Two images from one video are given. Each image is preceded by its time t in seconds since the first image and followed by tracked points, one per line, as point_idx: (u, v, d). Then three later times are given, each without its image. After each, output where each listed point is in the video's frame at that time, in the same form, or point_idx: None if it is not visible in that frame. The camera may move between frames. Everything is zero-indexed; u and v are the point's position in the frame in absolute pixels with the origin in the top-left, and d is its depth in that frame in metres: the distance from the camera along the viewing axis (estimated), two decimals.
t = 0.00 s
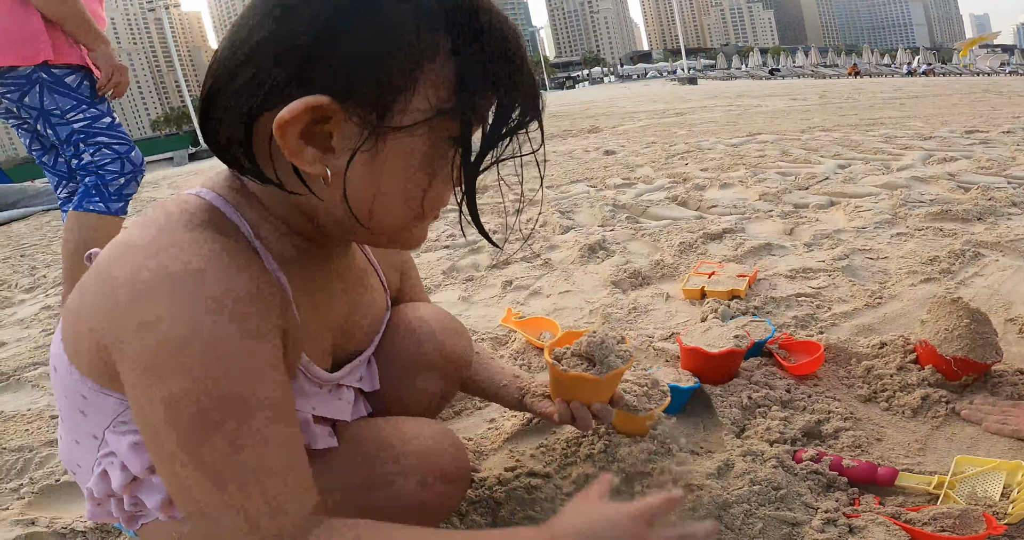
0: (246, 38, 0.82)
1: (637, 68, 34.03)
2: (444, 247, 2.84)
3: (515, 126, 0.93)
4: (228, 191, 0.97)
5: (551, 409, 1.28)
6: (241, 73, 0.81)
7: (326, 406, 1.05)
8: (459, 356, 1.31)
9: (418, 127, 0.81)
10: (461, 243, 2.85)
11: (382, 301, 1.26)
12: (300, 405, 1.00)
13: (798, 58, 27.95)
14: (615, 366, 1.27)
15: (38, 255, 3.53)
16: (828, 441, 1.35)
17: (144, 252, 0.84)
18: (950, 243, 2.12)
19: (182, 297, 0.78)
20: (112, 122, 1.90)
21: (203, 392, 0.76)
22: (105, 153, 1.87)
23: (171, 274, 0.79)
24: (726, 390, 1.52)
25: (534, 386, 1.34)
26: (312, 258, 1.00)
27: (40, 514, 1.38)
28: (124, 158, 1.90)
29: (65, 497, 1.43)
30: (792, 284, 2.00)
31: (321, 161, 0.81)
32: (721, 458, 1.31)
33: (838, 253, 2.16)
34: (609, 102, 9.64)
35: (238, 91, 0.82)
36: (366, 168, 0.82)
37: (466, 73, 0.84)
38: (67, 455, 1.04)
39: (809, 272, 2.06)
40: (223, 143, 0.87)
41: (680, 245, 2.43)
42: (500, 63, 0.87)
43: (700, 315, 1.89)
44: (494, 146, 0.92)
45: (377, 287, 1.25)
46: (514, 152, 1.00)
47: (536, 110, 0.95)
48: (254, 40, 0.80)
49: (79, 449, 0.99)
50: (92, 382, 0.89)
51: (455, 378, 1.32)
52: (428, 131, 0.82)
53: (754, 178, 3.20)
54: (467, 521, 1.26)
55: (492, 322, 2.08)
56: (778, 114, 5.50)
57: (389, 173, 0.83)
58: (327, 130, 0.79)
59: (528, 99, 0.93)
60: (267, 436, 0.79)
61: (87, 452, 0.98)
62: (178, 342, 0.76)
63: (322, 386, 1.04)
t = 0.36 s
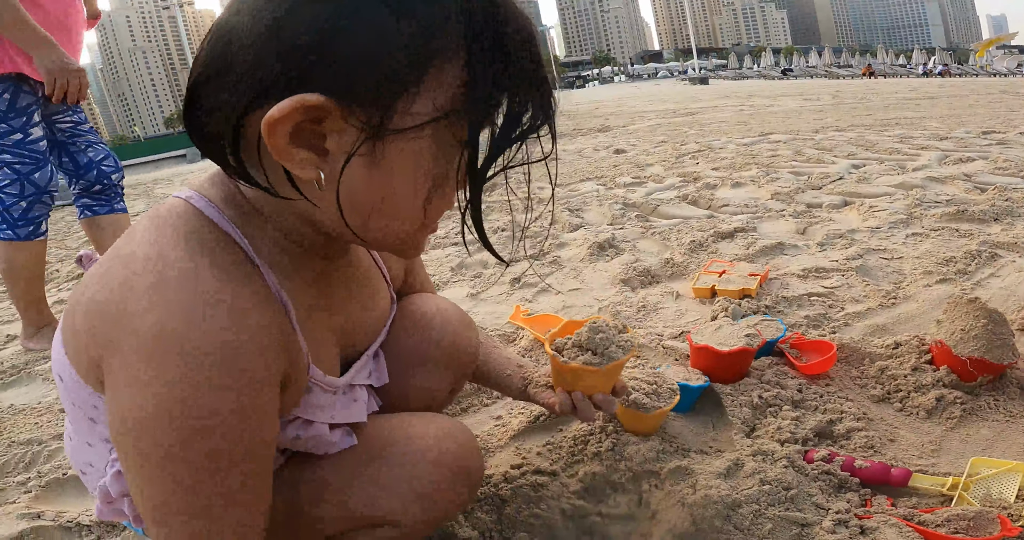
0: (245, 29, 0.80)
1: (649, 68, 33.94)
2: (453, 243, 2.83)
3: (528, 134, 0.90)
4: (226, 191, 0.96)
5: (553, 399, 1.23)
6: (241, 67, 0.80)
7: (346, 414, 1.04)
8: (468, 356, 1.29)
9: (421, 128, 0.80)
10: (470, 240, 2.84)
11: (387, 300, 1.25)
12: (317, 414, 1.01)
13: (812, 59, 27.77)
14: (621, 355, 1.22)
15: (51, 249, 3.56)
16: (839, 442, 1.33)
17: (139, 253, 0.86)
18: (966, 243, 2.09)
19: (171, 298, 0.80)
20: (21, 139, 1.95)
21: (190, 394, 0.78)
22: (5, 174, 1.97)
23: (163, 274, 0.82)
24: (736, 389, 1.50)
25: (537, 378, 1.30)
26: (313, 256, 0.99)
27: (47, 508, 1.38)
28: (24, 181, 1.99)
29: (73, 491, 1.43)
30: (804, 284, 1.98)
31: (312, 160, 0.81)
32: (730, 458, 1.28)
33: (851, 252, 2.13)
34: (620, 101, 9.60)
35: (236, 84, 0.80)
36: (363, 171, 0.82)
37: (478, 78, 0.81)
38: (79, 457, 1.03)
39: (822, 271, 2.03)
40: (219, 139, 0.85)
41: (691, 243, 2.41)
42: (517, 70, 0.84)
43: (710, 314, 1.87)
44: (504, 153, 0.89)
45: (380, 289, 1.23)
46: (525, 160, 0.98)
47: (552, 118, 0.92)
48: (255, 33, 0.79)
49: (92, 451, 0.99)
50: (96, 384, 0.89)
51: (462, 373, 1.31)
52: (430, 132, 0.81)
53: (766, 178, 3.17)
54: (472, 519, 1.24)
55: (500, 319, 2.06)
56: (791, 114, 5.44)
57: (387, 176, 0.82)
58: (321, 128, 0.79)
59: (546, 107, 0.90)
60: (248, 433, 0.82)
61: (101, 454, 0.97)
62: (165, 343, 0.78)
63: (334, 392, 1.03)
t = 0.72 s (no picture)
0: (275, 30, 0.81)
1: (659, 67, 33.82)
2: (462, 242, 2.82)
3: (542, 105, 0.88)
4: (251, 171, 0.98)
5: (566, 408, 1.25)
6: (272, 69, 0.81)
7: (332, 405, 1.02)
8: (477, 355, 1.28)
9: (437, 102, 0.80)
10: (479, 238, 2.82)
11: (399, 294, 1.23)
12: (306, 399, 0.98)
13: (823, 59, 27.60)
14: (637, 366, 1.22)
15: (62, 244, 3.57)
16: (854, 447, 1.31)
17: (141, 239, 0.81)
18: (982, 247, 2.06)
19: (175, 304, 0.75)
20: None
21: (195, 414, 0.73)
22: None
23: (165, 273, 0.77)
24: (749, 393, 1.48)
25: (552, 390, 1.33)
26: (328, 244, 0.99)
27: (54, 505, 1.37)
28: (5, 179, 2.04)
29: (81, 489, 1.42)
30: (818, 287, 1.95)
31: (338, 140, 0.82)
32: (743, 462, 1.27)
33: (866, 255, 2.11)
34: (631, 100, 9.56)
35: (269, 86, 0.82)
36: (384, 147, 0.82)
37: (486, 53, 0.80)
38: (79, 450, 1.02)
39: (836, 274, 2.01)
40: (249, 133, 0.88)
41: (702, 245, 2.38)
42: (523, 44, 0.83)
43: (722, 315, 1.85)
44: (518, 125, 0.87)
45: (393, 282, 1.21)
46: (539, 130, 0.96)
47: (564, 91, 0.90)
48: (285, 34, 0.80)
49: (90, 444, 0.97)
50: (95, 373, 0.88)
51: (475, 374, 1.30)
52: (445, 107, 0.80)
53: (778, 178, 3.14)
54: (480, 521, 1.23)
55: (510, 319, 2.05)
56: (803, 115, 5.39)
57: (406, 150, 0.82)
58: (343, 107, 0.80)
59: (555, 80, 0.88)
60: (286, 454, 0.78)
61: (97, 446, 0.96)
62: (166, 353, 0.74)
63: (328, 382, 1.02)
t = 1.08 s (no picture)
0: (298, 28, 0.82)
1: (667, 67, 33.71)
2: (467, 239, 2.81)
3: (558, 107, 0.90)
4: (278, 161, 0.96)
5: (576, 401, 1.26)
6: (292, 63, 0.83)
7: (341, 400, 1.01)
8: (485, 353, 1.27)
9: (476, 98, 0.80)
10: (484, 236, 2.81)
11: (407, 286, 1.22)
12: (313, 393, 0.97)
13: (832, 61, 27.47)
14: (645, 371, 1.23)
15: (69, 237, 3.58)
16: (859, 448, 1.30)
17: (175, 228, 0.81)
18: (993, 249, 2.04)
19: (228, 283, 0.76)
20: (4, 131, 2.03)
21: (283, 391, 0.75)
22: None
23: (211, 260, 0.77)
24: (755, 393, 1.46)
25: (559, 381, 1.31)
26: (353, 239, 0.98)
27: (55, 498, 1.37)
28: (14, 169, 2.07)
29: (81, 483, 1.43)
30: (825, 288, 1.93)
31: (380, 130, 0.80)
32: (747, 463, 1.25)
33: (874, 257, 2.09)
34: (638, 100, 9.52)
35: (290, 79, 0.83)
36: (423, 138, 0.81)
37: (518, 51, 0.82)
38: (79, 443, 1.02)
39: (844, 276, 1.99)
40: (287, 118, 0.86)
41: (708, 244, 2.36)
42: (547, 47, 0.85)
43: (728, 315, 1.83)
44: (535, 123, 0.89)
45: (401, 272, 1.20)
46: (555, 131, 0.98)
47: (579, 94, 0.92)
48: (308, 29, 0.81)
49: (93, 438, 0.97)
50: (115, 364, 0.87)
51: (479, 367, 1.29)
52: (484, 103, 0.81)
53: (786, 179, 3.12)
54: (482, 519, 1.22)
55: (515, 316, 2.04)
56: (812, 116, 5.35)
57: (444, 143, 0.81)
58: (390, 96, 0.79)
59: (572, 83, 0.90)
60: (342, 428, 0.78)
61: (100, 440, 0.95)
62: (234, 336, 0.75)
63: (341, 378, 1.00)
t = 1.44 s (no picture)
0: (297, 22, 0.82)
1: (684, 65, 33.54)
2: (468, 230, 2.81)
3: (563, 102, 0.91)
4: (265, 149, 0.97)
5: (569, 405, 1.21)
6: (290, 58, 0.83)
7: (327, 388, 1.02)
8: (475, 347, 1.28)
9: (465, 91, 0.81)
10: (485, 228, 2.81)
11: (398, 277, 1.23)
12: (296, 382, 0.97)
13: (850, 64, 27.26)
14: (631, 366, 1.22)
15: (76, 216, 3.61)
16: (842, 451, 1.30)
17: (159, 221, 0.82)
18: (993, 258, 2.04)
19: (214, 277, 0.77)
20: (22, 112, 2.11)
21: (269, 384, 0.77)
22: (11, 143, 2.12)
23: (203, 248, 0.78)
24: (743, 393, 1.47)
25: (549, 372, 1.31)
26: (340, 229, 0.99)
27: (45, 479, 1.40)
28: (27, 147, 2.12)
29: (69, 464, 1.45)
30: (822, 291, 1.93)
31: (367, 122, 0.81)
32: (731, 462, 1.26)
33: (873, 262, 2.08)
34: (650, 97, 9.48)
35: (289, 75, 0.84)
36: (411, 130, 0.82)
37: (518, 50, 0.82)
38: (61, 425, 1.04)
39: (841, 280, 1.98)
40: (276, 107, 0.87)
41: (708, 244, 2.36)
42: (551, 45, 0.85)
43: (722, 315, 1.83)
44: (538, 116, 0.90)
45: (393, 262, 1.21)
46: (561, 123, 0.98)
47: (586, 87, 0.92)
48: (306, 25, 0.81)
49: (72, 420, 0.99)
50: (95, 348, 0.89)
51: (472, 363, 1.30)
52: (474, 98, 0.81)
53: (791, 181, 3.10)
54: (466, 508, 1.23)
55: (510, 308, 2.05)
56: (822, 119, 5.31)
57: (432, 135, 0.82)
58: (377, 88, 0.79)
59: (578, 78, 0.90)
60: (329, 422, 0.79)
61: (78, 423, 0.98)
62: (221, 329, 0.76)
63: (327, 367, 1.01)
